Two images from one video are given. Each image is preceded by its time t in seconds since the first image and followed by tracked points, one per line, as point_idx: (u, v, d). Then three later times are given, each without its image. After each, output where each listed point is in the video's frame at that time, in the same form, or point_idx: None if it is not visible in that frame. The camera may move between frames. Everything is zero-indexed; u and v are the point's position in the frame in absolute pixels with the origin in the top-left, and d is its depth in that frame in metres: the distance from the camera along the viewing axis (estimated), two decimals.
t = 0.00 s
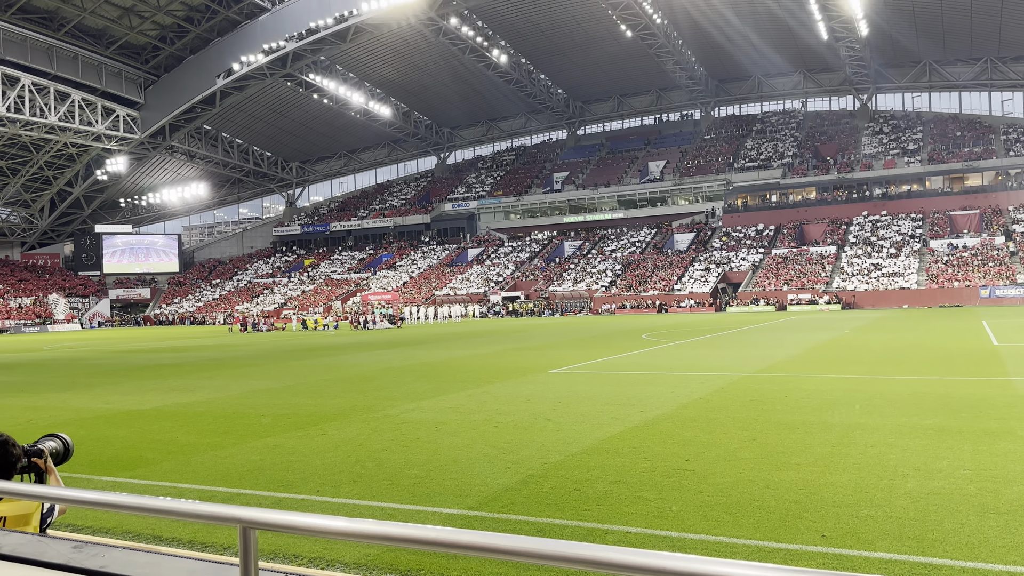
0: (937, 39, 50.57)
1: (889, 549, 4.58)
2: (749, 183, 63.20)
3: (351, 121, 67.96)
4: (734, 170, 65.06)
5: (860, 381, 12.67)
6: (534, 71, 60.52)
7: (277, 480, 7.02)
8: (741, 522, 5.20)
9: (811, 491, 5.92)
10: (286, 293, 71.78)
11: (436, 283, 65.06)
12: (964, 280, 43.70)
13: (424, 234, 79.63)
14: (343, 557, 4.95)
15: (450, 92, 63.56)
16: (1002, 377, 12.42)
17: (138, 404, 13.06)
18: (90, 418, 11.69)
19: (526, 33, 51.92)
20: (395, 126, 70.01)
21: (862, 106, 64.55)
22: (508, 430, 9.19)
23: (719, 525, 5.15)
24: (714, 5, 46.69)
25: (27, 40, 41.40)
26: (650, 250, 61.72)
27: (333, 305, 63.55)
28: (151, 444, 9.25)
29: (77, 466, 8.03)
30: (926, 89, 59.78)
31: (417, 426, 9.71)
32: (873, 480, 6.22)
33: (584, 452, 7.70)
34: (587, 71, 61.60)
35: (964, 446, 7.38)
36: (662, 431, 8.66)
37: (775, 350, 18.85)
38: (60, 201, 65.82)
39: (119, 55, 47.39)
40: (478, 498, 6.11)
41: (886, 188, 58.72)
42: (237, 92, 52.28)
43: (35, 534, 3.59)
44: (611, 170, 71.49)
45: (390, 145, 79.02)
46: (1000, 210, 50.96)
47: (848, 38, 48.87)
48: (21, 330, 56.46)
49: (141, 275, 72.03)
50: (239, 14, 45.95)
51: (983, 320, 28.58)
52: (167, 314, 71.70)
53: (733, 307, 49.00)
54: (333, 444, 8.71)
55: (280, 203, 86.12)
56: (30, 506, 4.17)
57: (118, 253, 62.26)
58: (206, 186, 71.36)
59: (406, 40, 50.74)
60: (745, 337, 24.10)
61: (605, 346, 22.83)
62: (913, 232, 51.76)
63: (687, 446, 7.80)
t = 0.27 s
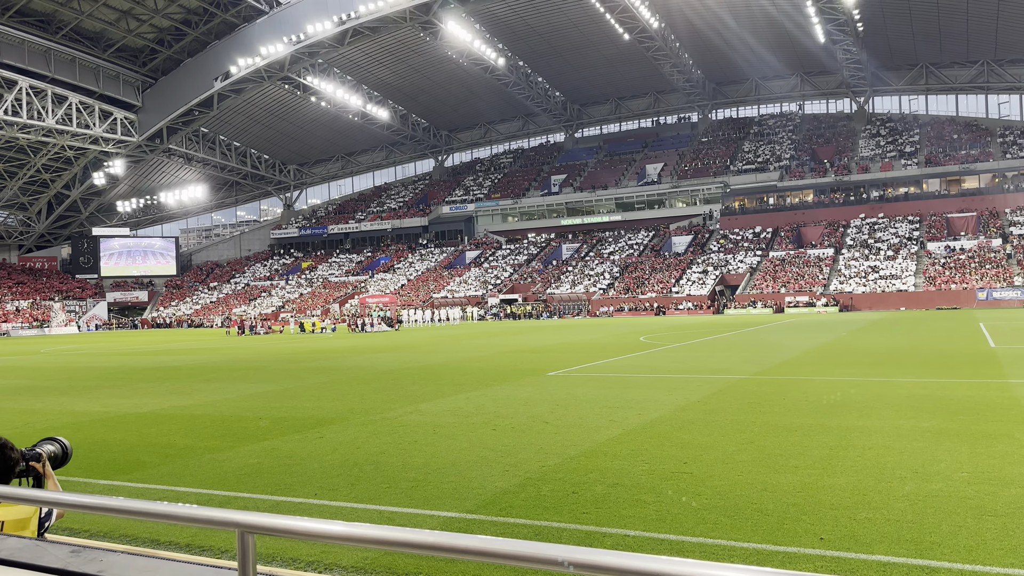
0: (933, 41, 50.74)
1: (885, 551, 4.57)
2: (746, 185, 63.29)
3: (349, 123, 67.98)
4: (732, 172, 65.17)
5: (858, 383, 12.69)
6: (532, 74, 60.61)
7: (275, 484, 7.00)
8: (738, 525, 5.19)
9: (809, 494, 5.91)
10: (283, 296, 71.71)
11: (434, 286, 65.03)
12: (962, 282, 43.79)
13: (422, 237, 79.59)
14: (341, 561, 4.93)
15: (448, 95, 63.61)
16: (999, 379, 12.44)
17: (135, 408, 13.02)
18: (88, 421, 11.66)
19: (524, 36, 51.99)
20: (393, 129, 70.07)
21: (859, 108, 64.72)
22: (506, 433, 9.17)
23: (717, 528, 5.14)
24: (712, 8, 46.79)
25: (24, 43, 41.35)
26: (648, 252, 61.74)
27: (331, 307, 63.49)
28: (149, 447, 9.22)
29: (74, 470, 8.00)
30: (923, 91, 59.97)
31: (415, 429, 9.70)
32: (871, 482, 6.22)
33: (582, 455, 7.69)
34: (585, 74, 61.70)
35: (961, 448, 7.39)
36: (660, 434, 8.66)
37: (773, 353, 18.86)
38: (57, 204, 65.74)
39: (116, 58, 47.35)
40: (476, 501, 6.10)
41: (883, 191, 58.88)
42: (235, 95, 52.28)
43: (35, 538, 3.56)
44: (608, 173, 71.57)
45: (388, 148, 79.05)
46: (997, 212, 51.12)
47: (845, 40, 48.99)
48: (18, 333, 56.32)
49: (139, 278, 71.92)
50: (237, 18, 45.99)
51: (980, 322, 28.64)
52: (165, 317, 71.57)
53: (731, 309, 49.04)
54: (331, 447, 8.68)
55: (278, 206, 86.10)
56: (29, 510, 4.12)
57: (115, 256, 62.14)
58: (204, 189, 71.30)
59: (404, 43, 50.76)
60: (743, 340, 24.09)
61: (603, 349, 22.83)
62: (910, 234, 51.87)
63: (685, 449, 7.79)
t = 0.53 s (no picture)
0: (929, 46, 50.98)
1: (884, 556, 4.57)
2: (744, 189, 63.47)
3: (348, 128, 68.05)
4: (729, 176, 65.36)
5: (856, 387, 12.68)
6: (530, 78, 60.72)
7: (274, 488, 6.98)
8: (737, 529, 5.18)
9: (808, 498, 5.90)
10: (282, 300, 71.63)
11: (433, 290, 65.00)
12: (959, 286, 43.89)
13: (420, 240, 79.60)
14: (339, 565, 4.92)
15: (446, 99, 63.71)
16: (998, 383, 12.45)
17: (133, 412, 12.98)
18: (85, 425, 11.62)
19: (522, 40, 52.08)
20: (391, 133, 70.20)
21: (857, 112, 64.93)
22: (504, 437, 9.15)
23: (715, 532, 5.14)
24: (709, 12, 46.94)
25: (22, 47, 41.36)
26: (646, 256, 61.82)
27: (329, 311, 63.44)
28: (146, 451, 9.18)
29: (71, 475, 7.97)
30: (920, 95, 60.19)
31: (413, 433, 9.68)
32: (869, 486, 6.22)
33: (580, 459, 7.68)
34: (583, 78, 61.88)
35: (959, 452, 7.39)
36: (658, 438, 8.65)
37: (771, 357, 18.87)
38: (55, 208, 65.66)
39: (114, 62, 47.37)
40: (474, 505, 6.08)
41: (881, 195, 59.00)
42: (234, 99, 52.34)
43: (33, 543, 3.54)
44: (607, 177, 71.70)
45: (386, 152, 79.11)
46: (995, 216, 51.23)
47: (842, 45, 49.19)
48: (15, 337, 56.19)
49: (137, 282, 71.84)
50: (235, 22, 46.09)
51: (978, 326, 28.69)
52: (163, 321, 71.47)
53: (729, 313, 49.12)
54: (329, 451, 8.66)
55: (276, 210, 86.13)
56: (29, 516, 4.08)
57: (113, 260, 62.04)
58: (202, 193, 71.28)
59: (402, 48, 50.82)
60: (741, 343, 24.10)
61: (602, 353, 22.82)
62: (907, 238, 51.96)
63: (683, 453, 7.79)
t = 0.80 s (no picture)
0: (927, 50, 51.18)
1: (884, 559, 4.57)
2: (742, 194, 63.55)
3: (346, 132, 68.12)
4: (727, 181, 65.48)
5: (854, 391, 12.69)
6: (528, 82, 60.83)
7: (272, 493, 6.96)
8: (736, 533, 5.17)
9: (807, 503, 5.89)
10: (280, 304, 71.55)
11: (431, 294, 64.98)
12: (957, 290, 43.91)
13: (419, 245, 79.59)
14: (338, 570, 4.90)
15: (445, 104, 63.83)
16: (996, 387, 12.45)
17: (130, 417, 12.95)
18: (83, 430, 11.59)
19: (521, 45, 52.18)
20: (390, 138, 70.31)
21: (854, 117, 65.09)
22: (502, 441, 9.15)
23: (714, 536, 5.13)
24: (707, 16, 47.07)
25: (21, 51, 41.39)
26: (644, 260, 61.84)
27: (327, 316, 63.37)
28: (144, 456, 9.17)
29: (68, 479, 7.95)
30: (917, 100, 60.38)
31: (412, 437, 9.67)
32: (868, 490, 6.22)
33: (579, 464, 7.68)
34: (581, 82, 62.01)
35: (958, 456, 7.39)
36: (657, 442, 8.64)
37: (769, 361, 18.88)
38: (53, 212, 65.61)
39: (113, 67, 47.41)
40: (473, 510, 6.07)
41: (879, 199, 59.14)
42: (232, 104, 52.41)
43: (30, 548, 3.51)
44: (605, 181, 71.81)
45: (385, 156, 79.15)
46: (993, 220, 51.31)
47: (840, 49, 49.37)
48: (12, 342, 56.06)
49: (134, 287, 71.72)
50: (234, 26, 46.17)
51: (976, 330, 28.76)
52: (161, 325, 71.36)
53: (727, 317, 49.17)
54: (328, 456, 8.64)
55: (274, 215, 86.18)
56: (27, 521, 4.05)
57: (111, 265, 61.96)
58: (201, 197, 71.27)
59: (401, 52, 50.91)
60: (740, 348, 24.11)
61: (600, 357, 22.82)
62: (905, 242, 52.06)
63: (682, 457, 7.78)
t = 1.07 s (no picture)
0: (924, 54, 51.36)
1: (882, 563, 4.57)
2: (741, 198, 63.62)
3: (345, 136, 68.16)
4: (725, 185, 65.57)
5: (853, 395, 12.69)
6: (526, 87, 60.93)
7: (270, 497, 6.95)
8: (735, 537, 5.18)
9: (805, 506, 5.90)
10: (278, 308, 71.48)
11: (430, 298, 64.96)
12: (955, 293, 43.95)
13: (417, 249, 79.57)
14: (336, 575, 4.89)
15: (443, 108, 63.92)
16: (995, 390, 12.45)
17: (129, 421, 12.93)
18: (81, 435, 11.56)
19: (519, 49, 52.30)
20: (389, 142, 70.40)
21: (852, 121, 65.25)
22: (502, 445, 9.13)
23: (713, 540, 5.14)
24: (705, 20, 47.20)
25: (19, 56, 41.41)
26: (643, 264, 61.87)
27: (326, 320, 63.30)
28: (142, 461, 9.15)
29: (67, 484, 7.93)
30: (915, 104, 60.57)
31: (411, 441, 9.66)
32: (867, 494, 6.22)
33: (578, 468, 7.67)
34: (579, 87, 62.15)
35: (956, 459, 7.40)
36: (655, 446, 8.64)
37: (767, 364, 18.88)
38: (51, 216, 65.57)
39: (111, 71, 47.44)
40: (472, 514, 6.07)
41: (877, 203, 59.28)
42: (231, 108, 52.43)
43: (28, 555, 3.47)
44: (603, 185, 71.92)
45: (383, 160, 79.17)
46: (990, 224, 51.42)
47: (838, 54, 49.53)
48: (10, 346, 55.93)
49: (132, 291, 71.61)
50: (232, 31, 46.27)
51: (976, 333, 28.80)
52: (159, 329, 71.25)
53: (726, 321, 49.22)
54: (326, 460, 8.63)
55: (273, 218, 86.19)
56: (25, 525, 4.01)
57: (109, 269, 61.87)
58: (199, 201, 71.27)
59: (399, 57, 51.01)
60: (738, 351, 24.12)
61: (599, 361, 22.81)
62: (903, 246, 52.17)
63: (680, 461, 7.78)
